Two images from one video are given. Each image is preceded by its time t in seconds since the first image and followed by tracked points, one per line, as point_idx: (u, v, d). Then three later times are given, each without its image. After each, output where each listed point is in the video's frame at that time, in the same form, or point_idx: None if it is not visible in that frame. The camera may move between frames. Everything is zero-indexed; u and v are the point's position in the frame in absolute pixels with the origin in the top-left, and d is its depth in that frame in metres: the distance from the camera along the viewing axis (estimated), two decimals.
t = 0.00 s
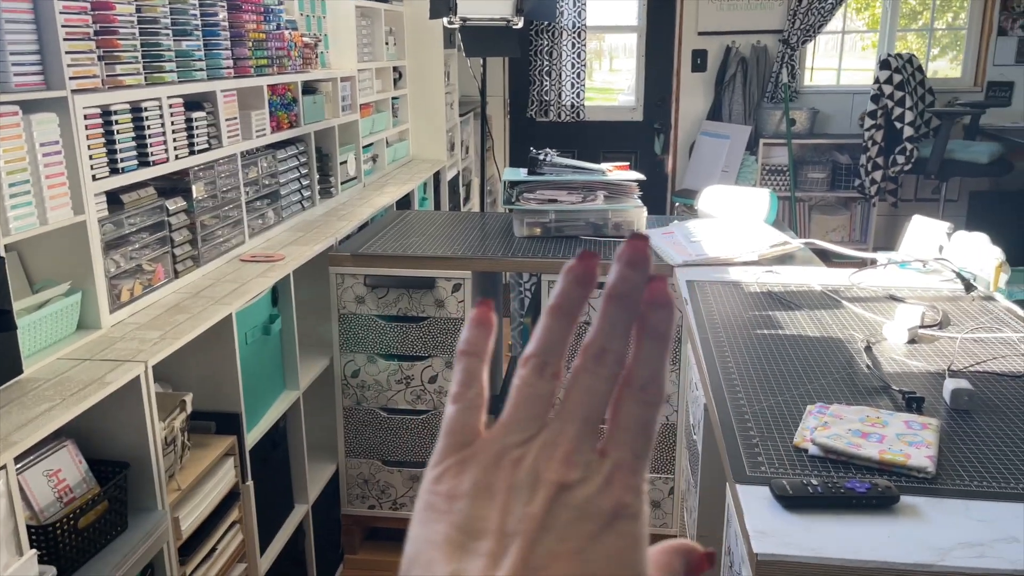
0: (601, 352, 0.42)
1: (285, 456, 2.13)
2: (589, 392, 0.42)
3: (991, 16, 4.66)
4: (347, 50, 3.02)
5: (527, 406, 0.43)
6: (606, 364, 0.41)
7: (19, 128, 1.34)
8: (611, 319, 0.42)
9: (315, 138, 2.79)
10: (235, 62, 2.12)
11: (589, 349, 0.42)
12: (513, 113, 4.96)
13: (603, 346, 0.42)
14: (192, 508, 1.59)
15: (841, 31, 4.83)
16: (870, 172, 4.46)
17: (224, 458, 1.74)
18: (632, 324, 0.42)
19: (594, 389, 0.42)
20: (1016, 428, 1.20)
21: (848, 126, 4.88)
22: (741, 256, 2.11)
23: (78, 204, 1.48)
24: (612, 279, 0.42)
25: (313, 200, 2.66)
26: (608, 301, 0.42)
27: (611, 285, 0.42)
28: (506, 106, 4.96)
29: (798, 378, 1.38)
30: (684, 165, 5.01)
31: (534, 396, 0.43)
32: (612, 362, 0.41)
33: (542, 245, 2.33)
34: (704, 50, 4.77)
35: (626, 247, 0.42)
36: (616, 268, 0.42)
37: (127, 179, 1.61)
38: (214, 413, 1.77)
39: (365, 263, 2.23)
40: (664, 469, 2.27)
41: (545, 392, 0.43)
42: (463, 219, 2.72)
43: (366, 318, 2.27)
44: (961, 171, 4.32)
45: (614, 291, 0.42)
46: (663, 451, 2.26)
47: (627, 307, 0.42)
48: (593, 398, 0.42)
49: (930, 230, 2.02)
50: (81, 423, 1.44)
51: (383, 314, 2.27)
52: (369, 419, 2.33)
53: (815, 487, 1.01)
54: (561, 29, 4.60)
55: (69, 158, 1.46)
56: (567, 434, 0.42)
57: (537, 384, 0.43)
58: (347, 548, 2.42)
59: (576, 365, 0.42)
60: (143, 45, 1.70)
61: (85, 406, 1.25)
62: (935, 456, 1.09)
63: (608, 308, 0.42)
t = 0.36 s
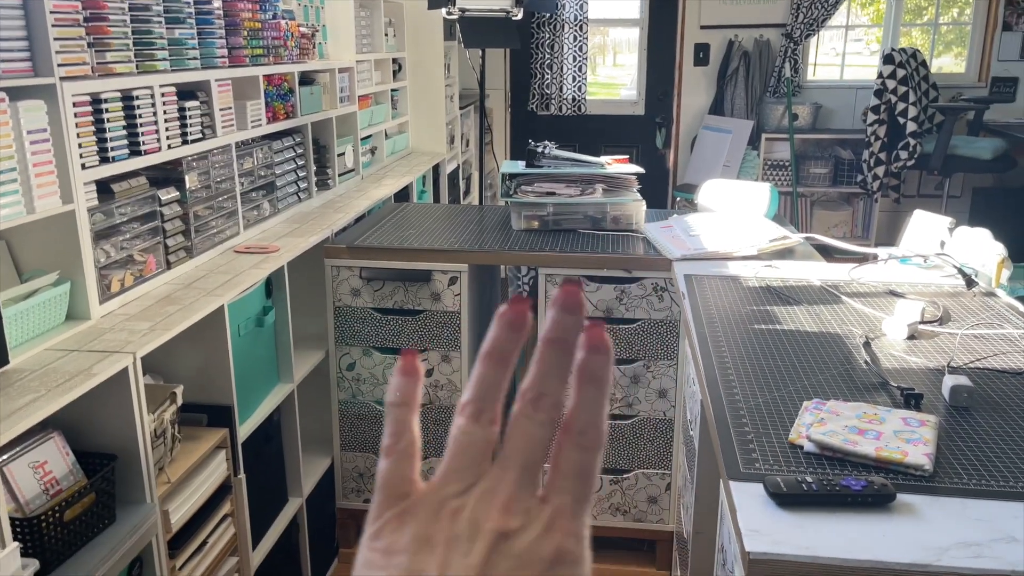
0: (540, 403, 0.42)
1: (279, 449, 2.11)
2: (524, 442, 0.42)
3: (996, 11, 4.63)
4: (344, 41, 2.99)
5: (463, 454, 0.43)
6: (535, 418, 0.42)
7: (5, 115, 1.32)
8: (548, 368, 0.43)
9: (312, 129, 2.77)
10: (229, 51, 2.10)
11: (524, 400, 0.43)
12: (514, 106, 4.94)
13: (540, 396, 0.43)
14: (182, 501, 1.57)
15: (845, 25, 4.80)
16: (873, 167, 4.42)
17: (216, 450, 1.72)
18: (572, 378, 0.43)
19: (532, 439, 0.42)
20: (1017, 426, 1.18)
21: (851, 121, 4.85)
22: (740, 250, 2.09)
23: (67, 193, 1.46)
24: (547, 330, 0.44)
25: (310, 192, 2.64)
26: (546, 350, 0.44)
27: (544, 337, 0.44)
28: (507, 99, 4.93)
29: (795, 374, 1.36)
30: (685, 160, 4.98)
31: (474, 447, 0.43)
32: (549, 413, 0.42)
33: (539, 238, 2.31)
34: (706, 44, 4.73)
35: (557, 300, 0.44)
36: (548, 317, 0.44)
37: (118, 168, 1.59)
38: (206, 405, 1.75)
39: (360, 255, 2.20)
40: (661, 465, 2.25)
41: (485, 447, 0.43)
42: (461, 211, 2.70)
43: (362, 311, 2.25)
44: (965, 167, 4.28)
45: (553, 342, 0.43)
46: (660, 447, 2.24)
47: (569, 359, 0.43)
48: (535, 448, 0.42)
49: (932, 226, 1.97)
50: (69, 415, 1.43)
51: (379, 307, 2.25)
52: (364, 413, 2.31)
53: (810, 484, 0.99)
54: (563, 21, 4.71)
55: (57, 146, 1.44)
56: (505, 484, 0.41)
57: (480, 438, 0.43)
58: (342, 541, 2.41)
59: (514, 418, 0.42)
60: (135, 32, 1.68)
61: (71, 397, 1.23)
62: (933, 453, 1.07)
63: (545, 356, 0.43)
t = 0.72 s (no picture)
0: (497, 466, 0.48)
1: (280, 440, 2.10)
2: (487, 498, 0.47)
3: (1014, 6, 4.56)
4: (352, 32, 2.97)
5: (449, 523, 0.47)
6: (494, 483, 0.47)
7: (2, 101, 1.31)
8: (500, 435, 0.48)
9: (318, 121, 2.75)
10: (233, 41, 2.09)
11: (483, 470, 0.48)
12: (524, 99, 4.91)
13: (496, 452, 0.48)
14: (179, 492, 1.57)
15: (860, 20, 4.74)
16: (886, 163, 4.38)
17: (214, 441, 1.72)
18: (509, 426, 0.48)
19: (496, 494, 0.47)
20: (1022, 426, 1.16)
21: (865, 117, 4.80)
22: (746, 245, 2.06)
23: (65, 181, 1.46)
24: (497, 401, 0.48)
25: (315, 183, 2.63)
26: (495, 422, 0.48)
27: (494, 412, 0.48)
28: (517, 92, 4.90)
29: (796, 370, 1.34)
30: (696, 154, 4.94)
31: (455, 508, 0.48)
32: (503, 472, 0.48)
33: (544, 232, 2.29)
34: (718, 38, 4.71)
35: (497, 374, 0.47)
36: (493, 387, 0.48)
37: (117, 157, 1.59)
38: (205, 395, 1.75)
39: (363, 248, 2.19)
40: (664, 460, 2.23)
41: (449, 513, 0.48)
42: (467, 204, 2.68)
43: (365, 303, 2.24)
44: (979, 164, 4.23)
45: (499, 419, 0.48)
46: (664, 443, 2.22)
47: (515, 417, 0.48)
48: (492, 530, 0.47)
49: (941, 221, 1.97)
50: (66, 404, 1.42)
51: (382, 299, 2.24)
52: (366, 405, 2.30)
53: (807, 483, 0.97)
54: (574, 14, 4.60)
55: (56, 134, 1.44)
56: (467, 567, 0.47)
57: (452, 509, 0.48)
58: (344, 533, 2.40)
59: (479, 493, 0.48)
60: (136, 21, 1.67)
61: (64, 385, 1.23)
62: (935, 452, 1.05)
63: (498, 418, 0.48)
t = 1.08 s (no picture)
0: None
1: (301, 423, 2.11)
2: None
3: None
4: (380, 15, 2.91)
5: None
6: None
7: (25, 77, 1.32)
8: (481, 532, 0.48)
9: (346, 105, 2.75)
10: (259, 23, 2.08)
11: None
12: (555, 88, 4.87)
13: None
14: (196, 471, 1.57)
15: (901, 9, 4.62)
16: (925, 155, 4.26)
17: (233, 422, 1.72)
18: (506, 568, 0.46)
19: None
20: None
21: (905, 109, 4.68)
22: (775, 235, 2.02)
23: (87, 158, 1.46)
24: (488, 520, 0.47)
25: (342, 168, 2.62)
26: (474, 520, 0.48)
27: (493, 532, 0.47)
28: (549, 80, 4.86)
29: (823, 362, 1.30)
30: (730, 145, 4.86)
31: None
32: None
33: (570, 219, 2.26)
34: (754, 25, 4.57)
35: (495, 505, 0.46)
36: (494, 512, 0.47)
37: (140, 136, 1.59)
38: (225, 376, 1.75)
39: (388, 232, 2.19)
40: (688, 453, 2.19)
41: None
42: (493, 190, 2.66)
43: (387, 288, 2.22)
44: None
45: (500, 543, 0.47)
46: (688, 434, 2.18)
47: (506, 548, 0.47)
48: None
49: (981, 212, 1.90)
50: (84, 380, 1.43)
51: (405, 284, 2.22)
52: (388, 390, 2.29)
53: (827, 475, 0.93)
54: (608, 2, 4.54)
55: (78, 111, 1.44)
56: None
57: None
58: (365, 516, 2.42)
59: None
60: None
61: (79, 361, 1.23)
62: (964, 448, 1.00)
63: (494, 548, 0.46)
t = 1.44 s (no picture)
0: (422, 395, 0.35)
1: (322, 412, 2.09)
2: (379, 459, 0.32)
3: None
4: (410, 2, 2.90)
5: (300, 475, 0.32)
6: (402, 424, 0.34)
7: (44, 61, 1.31)
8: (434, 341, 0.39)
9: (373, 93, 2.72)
10: (285, 8, 2.06)
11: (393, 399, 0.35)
12: (588, 77, 4.81)
13: (425, 388, 0.35)
14: (213, 460, 1.56)
15: None
16: (969, 149, 4.14)
17: (252, 411, 1.71)
18: (438, 388, 0.36)
19: (401, 436, 0.33)
20: None
21: (949, 101, 4.54)
22: (809, 230, 1.94)
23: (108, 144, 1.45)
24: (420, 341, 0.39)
25: (369, 156, 2.60)
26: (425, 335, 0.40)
27: (424, 339, 0.39)
28: (582, 69, 4.80)
29: (854, 363, 1.24)
30: (766, 137, 4.76)
31: (306, 471, 0.32)
32: (441, 396, 0.36)
33: (597, 211, 2.22)
34: (795, 15, 4.53)
35: (432, 302, 0.40)
36: (425, 321, 0.40)
37: (162, 122, 1.58)
38: (244, 364, 1.74)
39: (411, 222, 2.15)
40: (713, 452, 2.15)
41: (351, 472, 0.32)
42: (520, 180, 2.62)
43: (411, 278, 2.20)
44: None
45: (433, 341, 0.39)
46: (714, 433, 2.13)
47: (442, 359, 0.38)
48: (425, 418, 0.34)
49: None
50: (101, 367, 1.43)
51: (428, 275, 2.20)
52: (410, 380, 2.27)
53: (853, 486, 0.89)
54: None
55: (98, 96, 1.43)
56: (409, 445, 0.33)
57: (323, 435, 0.33)
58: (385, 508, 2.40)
59: (377, 418, 0.34)
60: None
61: (93, 349, 1.22)
62: (1002, 460, 0.95)
63: (429, 356, 0.38)
